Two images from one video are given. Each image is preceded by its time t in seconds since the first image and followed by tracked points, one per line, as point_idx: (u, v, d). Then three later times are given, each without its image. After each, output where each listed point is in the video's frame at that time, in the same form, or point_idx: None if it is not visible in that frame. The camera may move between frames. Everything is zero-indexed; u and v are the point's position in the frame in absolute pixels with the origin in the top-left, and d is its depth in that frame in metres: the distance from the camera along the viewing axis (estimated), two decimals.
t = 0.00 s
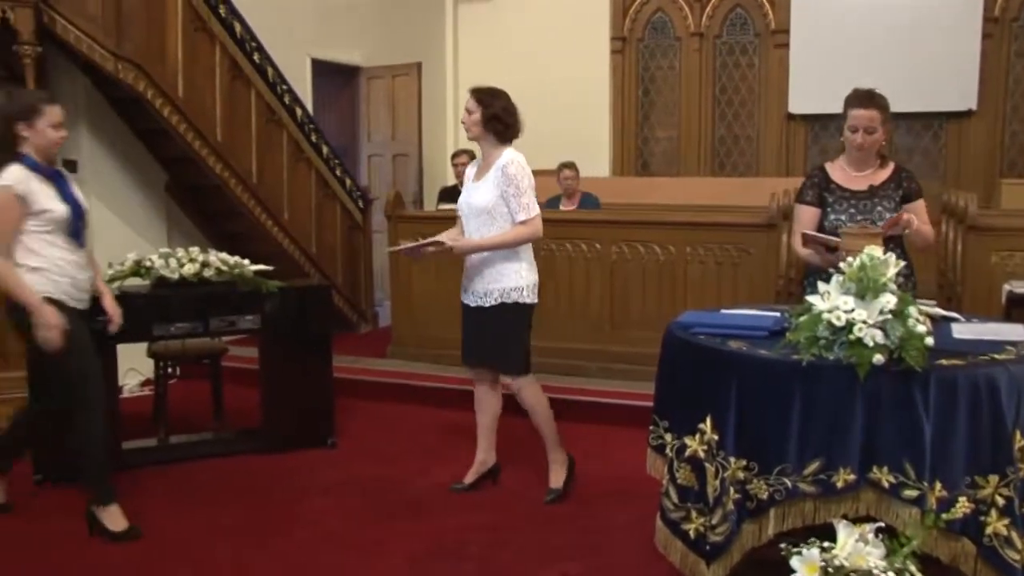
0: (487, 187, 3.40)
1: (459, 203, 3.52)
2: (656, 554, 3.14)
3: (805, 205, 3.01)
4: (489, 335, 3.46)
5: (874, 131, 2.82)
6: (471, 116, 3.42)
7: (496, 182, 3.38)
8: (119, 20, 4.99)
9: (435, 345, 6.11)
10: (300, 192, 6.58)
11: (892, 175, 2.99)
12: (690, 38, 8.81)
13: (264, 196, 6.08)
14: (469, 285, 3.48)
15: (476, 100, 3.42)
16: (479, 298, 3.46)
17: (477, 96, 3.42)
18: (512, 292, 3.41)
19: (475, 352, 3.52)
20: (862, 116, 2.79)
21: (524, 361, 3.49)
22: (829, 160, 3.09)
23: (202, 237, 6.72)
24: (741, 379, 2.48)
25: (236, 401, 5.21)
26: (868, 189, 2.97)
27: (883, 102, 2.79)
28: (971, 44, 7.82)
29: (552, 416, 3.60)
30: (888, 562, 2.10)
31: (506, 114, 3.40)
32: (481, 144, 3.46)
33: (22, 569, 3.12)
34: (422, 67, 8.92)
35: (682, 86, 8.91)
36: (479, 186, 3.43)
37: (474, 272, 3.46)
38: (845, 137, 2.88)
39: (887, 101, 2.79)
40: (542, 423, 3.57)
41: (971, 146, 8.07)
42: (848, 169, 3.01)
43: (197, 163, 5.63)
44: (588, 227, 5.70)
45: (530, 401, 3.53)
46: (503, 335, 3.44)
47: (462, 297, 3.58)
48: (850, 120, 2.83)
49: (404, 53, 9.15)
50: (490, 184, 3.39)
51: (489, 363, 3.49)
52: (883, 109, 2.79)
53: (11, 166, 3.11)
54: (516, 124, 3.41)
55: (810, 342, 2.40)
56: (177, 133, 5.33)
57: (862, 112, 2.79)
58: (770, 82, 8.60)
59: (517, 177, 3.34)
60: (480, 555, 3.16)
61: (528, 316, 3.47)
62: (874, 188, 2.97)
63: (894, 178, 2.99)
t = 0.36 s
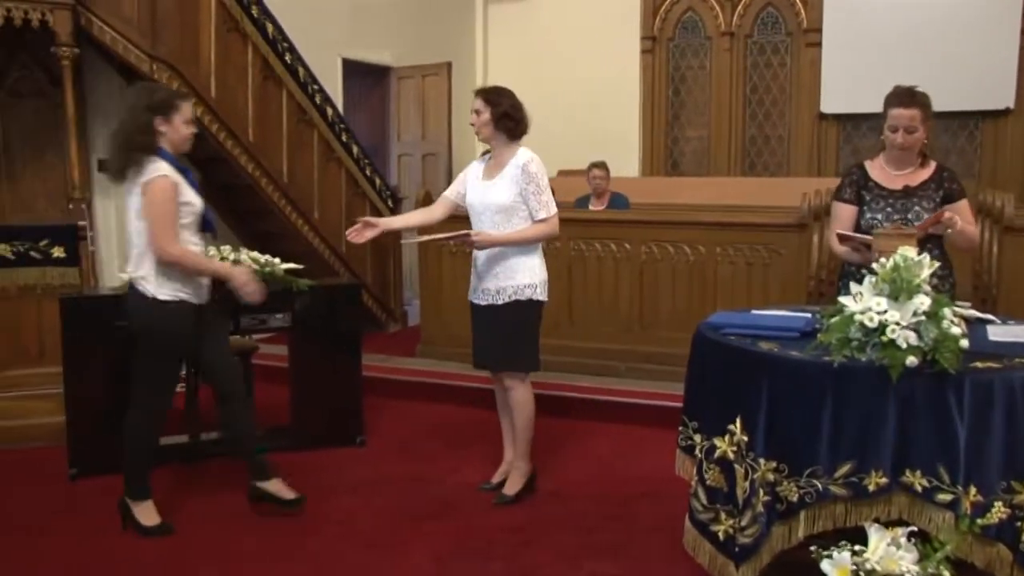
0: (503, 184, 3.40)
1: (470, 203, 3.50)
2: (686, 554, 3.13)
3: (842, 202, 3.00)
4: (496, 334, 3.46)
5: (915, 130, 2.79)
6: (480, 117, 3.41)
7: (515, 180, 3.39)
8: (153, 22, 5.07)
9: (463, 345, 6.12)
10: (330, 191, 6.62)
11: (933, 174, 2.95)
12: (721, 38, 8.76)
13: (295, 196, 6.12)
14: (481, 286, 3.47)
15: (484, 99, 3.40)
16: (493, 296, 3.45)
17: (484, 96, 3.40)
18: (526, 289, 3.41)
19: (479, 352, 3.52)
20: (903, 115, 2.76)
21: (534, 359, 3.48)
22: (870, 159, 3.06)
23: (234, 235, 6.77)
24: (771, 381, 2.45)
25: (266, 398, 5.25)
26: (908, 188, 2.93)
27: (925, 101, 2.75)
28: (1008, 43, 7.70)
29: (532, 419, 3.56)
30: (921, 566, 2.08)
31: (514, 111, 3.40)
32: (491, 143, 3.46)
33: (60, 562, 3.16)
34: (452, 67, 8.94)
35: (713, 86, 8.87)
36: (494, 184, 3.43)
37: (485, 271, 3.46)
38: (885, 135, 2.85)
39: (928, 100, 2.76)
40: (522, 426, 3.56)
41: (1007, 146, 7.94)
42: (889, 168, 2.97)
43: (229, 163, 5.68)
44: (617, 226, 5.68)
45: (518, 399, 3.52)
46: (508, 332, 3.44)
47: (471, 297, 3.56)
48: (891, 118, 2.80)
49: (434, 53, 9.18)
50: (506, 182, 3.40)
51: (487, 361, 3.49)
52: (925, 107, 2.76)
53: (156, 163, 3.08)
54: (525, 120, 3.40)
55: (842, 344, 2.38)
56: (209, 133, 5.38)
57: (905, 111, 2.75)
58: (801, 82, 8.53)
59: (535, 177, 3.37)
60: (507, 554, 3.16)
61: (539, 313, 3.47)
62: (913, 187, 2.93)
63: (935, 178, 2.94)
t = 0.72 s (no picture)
0: (512, 184, 3.40)
1: (476, 202, 3.49)
2: (699, 555, 3.12)
3: (867, 200, 3.00)
4: (505, 332, 3.45)
5: (941, 128, 2.76)
6: (485, 115, 3.41)
7: (523, 178, 3.40)
8: (171, 21, 5.10)
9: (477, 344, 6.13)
10: (346, 191, 6.64)
11: (962, 174, 2.91)
12: (737, 37, 8.74)
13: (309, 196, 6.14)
14: (492, 287, 3.47)
15: (490, 97, 3.40)
16: (505, 296, 3.44)
17: (488, 93, 3.40)
18: (540, 288, 3.42)
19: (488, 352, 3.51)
20: (929, 112, 2.74)
21: (549, 358, 3.49)
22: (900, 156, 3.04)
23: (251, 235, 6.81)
24: (787, 381, 2.44)
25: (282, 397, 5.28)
26: (935, 187, 2.90)
27: (952, 98, 2.72)
28: None
29: (546, 419, 3.57)
30: (938, 568, 2.05)
31: (519, 110, 3.41)
32: (494, 142, 3.47)
33: (77, 559, 3.18)
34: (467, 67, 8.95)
35: (728, 85, 8.84)
36: (503, 184, 3.42)
37: (496, 271, 3.46)
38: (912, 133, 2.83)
39: (957, 97, 2.73)
40: (536, 427, 3.56)
41: None
42: (918, 167, 2.94)
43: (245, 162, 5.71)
44: (632, 226, 5.66)
45: (532, 401, 3.52)
46: (522, 330, 3.44)
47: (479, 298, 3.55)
48: (918, 115, 2.78)
49: (450, 53, 9.20)
50: (516, 181, 3.40)
51: (494, 361, 3.49)
52: (952, 105, 2.73)
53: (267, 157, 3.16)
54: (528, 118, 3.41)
55: (858, 345, 2.36)
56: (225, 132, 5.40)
57: (930, 108, 2.74)
58: (818, 81, 8.50)
59: (545, 176, 3.39)
60: (521, 554, 3.16)
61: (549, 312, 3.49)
62: (940, 187, 2.90)
63: (963, 179, 2.90)
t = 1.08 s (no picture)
0: (512, 184, 3.41)
1: (476, 203, 3.49)
2: (702, 555, 3.12)
3: (877, 199, 3.00)
4: (507, 331, 3.44)
5: (950, 127, 2.76)
6: (483, 116, 3.40)
7: (523, 178, 3.40)
8: (176, 20, 5.10)
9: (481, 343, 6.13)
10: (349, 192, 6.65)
11: (973, 176, 2.90)
12: (741, 37, 8.73)
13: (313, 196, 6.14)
14: (493, 288, 3.47)
15: (488, 98, 3.38)
16: (506, 297, 3.44)
17: (486, 95, 3.38)
18: (540, 288, 3.43)
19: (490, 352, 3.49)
20: (937, 111, 2.74)
21: (551, 357, 3.49)
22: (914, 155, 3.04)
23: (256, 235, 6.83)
24: (792, 381, 2.44)
25: (286, 396, 5.28)
26: (945, 187, 2.90)
27: (963, 97, 2.72)
28: None
29: (548, 418, 3.55)
30: (942, 568, 2.04)
31: (519, 110, 3.41)
32: (493, 142, 3.46)
33: (80, 558, 3.19)
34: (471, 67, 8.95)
35: (733, 85, 8.83)
36: (502, 184, 3.43)
37: (497, 271, 3.45)
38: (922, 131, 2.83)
39: (967, 96, 2.72)
40: (538, 426, 3.55)
41: None
42: (930, 167, 2.94)
43: (249, 162, 5.73)
44: (636, 227, 5.66)
45: (535, 401, 3.52)
46: (524, 328, 3.44)
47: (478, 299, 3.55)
48: (927, 113, 2.78)
49: (454, 52, 9.19)
50: (516, 181, 3.41)
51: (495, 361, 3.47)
52: (962, 103, 2.72)
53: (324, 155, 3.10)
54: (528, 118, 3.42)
55: (863, 345, 2.35)
56: (229, 131, 5.41)
57: (939, 106, 2.73)
58: (822, 80, 8.49)
59: (545, 176, 3.40)
60: (525, 554, 3.16)
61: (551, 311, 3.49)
62: (950, 187, 2.90)
63: (974, 179, 2.89)
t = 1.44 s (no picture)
0: (509, 184, 3.41)
1: (474, 203, 3.50)
2: (703, 555, 3.12)
3: (879, 198, 3.01)
4: (505, 328, 3.44)
5: (950, 126, 2.75)
6: (482, 116, 3.39)
7: (519, 178, 3.40)
8: (176, 20, 5.10)
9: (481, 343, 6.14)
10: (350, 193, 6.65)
11: (975, 176, 2.89)
12: (742, 37, 8.72)
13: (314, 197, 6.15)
14: (491, 287, 3.47)
15: (485, 98, 3.37)
16: (504, 296, 3.44)
17: (484, 95, 3.37)
18: (538, 287, 3.42)
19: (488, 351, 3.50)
20: (935, 110, 2.75)
21: (547, 356, 3.48)
22: (919, 155, 3.04)
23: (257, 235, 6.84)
24: (792, 381, 2.44)
25: (287, 396, 5.29)
26: (947, 187, 2.90)
27: (963, 96, 2.72)
28: None
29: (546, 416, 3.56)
30: (943, 569, 2.04)
31: (517, 110, 3.41)
32: (491, 141, 3.46)
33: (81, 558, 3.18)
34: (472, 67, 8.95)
35: (733, 85, 8.83)
36: (500, 183, 3.43)
37: (495, 271, 3.45)
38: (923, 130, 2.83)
39: (967, 95, 2.72)
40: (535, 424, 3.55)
41: None
42: (932, 167, 2.93)
43: (250, 162, 5.74)
44: (636, 227, 5.66)
45: (531, 400, 3.52)
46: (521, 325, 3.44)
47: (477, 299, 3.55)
48: (927, 112, 2.78)
49: (454, 52, 9.18)
50: (512, 180, 3.41)
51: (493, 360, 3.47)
52: (962, 102, 2.72)
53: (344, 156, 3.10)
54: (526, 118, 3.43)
55: (863, 345, 2.35)
56: (229, 131, 5.42)
57: (938, 106, 2.74)
58: (823, 80, 8.48)
59: (541, 174, 3.40)
60: (526, 554, 3.16)
61: (548, 311, 3.49)
62: (951, 187, 2.90)
63: (975, 179, 2.88)
